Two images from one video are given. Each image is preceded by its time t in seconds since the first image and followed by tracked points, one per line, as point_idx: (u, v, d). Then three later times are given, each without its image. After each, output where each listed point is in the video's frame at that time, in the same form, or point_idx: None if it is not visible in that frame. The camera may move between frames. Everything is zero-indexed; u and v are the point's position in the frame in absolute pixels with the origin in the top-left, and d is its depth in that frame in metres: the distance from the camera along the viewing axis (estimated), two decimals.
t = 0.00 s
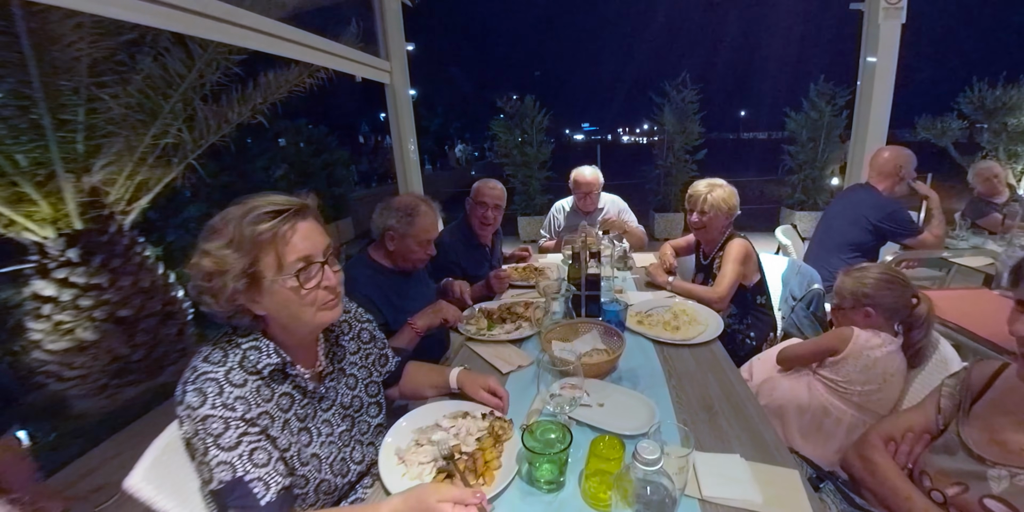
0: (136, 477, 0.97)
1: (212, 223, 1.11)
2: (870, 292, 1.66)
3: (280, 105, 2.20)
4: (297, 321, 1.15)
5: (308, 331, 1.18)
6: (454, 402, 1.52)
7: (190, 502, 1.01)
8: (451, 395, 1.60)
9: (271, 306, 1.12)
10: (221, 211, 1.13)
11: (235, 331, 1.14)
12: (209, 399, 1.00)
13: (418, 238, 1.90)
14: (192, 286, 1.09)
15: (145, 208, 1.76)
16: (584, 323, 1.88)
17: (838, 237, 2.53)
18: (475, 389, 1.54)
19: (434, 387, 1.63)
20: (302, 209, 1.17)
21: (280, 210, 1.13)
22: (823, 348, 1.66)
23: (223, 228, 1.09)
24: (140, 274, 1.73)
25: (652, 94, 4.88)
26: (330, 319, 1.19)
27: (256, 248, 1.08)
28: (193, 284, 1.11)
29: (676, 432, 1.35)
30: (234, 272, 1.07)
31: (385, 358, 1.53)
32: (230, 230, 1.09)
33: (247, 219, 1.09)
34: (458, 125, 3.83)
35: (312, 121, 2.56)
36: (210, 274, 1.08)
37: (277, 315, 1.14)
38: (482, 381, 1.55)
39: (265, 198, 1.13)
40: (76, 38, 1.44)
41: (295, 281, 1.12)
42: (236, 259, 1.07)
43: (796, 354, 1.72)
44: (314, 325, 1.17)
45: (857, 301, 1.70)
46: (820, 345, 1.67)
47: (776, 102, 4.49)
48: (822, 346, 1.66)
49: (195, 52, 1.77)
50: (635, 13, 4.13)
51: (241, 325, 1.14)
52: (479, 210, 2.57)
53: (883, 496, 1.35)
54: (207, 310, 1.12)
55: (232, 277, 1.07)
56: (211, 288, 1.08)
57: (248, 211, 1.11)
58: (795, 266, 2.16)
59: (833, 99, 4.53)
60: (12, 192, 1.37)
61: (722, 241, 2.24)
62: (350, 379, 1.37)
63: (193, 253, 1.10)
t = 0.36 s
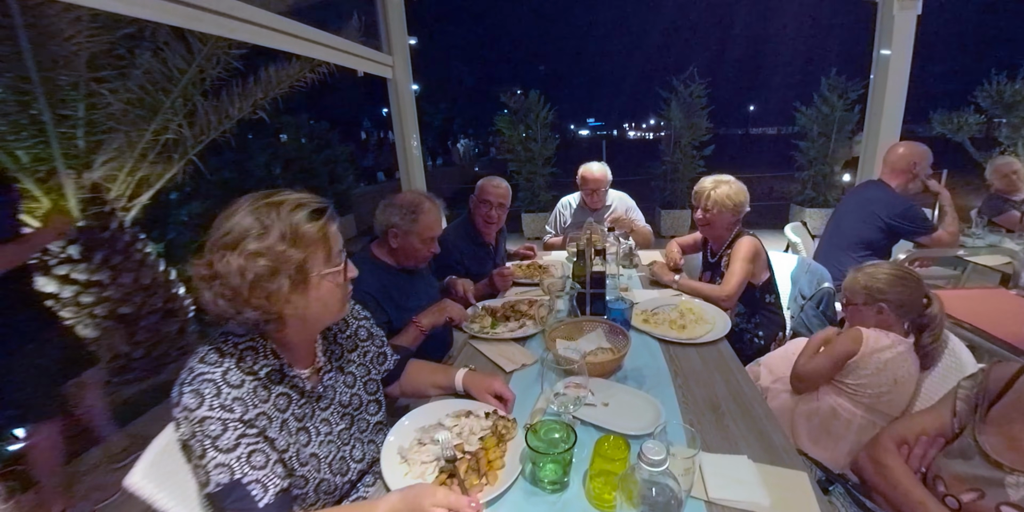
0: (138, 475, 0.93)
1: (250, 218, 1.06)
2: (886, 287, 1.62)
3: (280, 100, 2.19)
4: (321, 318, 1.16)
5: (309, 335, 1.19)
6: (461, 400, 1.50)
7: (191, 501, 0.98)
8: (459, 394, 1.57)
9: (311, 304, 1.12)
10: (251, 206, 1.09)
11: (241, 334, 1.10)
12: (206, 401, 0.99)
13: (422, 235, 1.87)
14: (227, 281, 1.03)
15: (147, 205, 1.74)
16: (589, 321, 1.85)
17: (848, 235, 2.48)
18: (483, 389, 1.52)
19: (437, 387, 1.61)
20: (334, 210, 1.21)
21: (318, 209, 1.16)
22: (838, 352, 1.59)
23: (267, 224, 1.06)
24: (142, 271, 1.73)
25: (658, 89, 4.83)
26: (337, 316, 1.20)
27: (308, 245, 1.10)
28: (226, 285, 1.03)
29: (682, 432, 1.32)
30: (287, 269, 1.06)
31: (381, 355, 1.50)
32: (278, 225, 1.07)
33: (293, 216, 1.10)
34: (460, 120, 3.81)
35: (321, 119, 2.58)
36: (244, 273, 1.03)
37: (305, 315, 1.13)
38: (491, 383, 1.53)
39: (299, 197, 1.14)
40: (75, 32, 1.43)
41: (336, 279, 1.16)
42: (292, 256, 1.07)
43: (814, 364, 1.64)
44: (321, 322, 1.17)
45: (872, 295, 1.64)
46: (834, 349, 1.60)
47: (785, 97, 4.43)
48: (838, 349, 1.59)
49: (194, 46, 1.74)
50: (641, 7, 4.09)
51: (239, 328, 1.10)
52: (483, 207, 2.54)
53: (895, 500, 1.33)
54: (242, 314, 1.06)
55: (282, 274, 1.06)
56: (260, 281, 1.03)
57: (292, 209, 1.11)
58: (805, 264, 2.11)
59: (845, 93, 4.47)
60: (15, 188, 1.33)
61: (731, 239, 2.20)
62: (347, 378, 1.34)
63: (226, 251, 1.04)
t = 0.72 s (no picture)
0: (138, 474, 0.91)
1: (284, 215, 1.05)
2: (910, 287, 1.53)
3: (281, 96, 2.15)
4: (332, 315, 1.15)
5: (314, 333, 1.17)
6: (464, 399, 1.47)
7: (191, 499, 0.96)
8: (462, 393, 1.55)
9: (335, 301, 1.13)
10: (280, 204, 1.07)
11: (251, 330, 1.08)
12: (212, 396, 0.95)
13: (425, 232, 1.85)
14: (263, 278, 1.01)
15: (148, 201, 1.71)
16: (595, 320, 1.82)
17: (861, 233, 2.43)
18: (486, 387, 1.50)
19: (440, 385, 1.58)
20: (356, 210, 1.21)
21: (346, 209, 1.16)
22: (850, 352, 1.56)
23: (302, 223, 1.06)
24: (140, 269, 1.71)
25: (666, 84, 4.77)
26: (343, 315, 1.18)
27: (340, 245, 1.10)
28: (259, 282, 1.01)
29: (688, 433, 1.29)
30: (321, 268, 1.07)
31: (383, 351, 1.45)
32: (313, 225, 1.07)
33: (326, 216, 1.10)
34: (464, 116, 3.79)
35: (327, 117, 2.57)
36: (281, 271, 1.02)
37: (326, 314, 1.13)
38: (495, 381, 1.51)
39: (327, 197, 1.14)
40: (73, 26, 1.42)
41: (359, 278, 1.17)
42: (326, 255, 1.07)
43: (825, 361, 1.61)
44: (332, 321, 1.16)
45: (894, 294, 1.56)
46: (845, 351, 1.57)
47: (795, 91, 4.35)
48: (849, 350, 1.56)
49: (194, 40, 1.75)
50: None
51: (245, 326, 1.07)
52: (487, 205, 2.51)
53: (908, 505, 1.30)
54: (272, 312, 1.04)
55: (317, 273, 1.06)
56: (298, 280, 1.03)
57: (323, 209, 1.11)
58: (815, 263, 2.07)
59: (858, 87, 4.37)
60: (9, 184, 1.33)
61: (737, 236, 2.16)
62: (351, 375, 1.31)
63: (258, 249, 1.02)
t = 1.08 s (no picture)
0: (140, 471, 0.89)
1: (286, 209, 1.03)
2: (930, 294, 1.48)
3: (283, 91, 2.14)
4: (330, 311, 1.12)
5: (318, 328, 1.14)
6: (467, 398, 1.44)
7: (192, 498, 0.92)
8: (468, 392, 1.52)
9: (338, 295, 1.10)
10: (282, 199, 1.05)
11: (256, 325, 1.05)
12: (216, 393, 0.93)
13: (427, 229, 1.82)
14: (266, 272, 0.99)
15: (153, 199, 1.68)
16: (600, 318, 1.79)
17: (872, 230, 2.39)
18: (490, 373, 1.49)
19: (443, 383, 1.56)
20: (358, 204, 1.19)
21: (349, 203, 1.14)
22: (862, 355, 1.53)
23: (305, 216, 1.03)
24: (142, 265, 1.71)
25: (673, 78, 4.70)
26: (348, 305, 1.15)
27: (342, 238, 1.08)
28: (263, 276, 0.99)
29: (694, 433, 1.26)
30: (325, 261, 1.04)
31: (383, 347, 1.44)
32: (316, 219, 1.05)
33: (329, 209, 1.07)
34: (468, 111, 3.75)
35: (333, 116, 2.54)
36: (285, 264, 1.00)
37: (330, 308, 1.11)
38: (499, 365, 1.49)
39: (329, 191, 1.11)
40: (71, 19, 1.42)
41: (362, 272, 1.15)
42: (330, 248, 1.05)
43: (836, 363, 1.58)
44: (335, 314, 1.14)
45: (912, 298, 1.51)
46: (859, 353, 1.53)
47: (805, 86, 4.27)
48: (860, 352, 1.53)
49: (193, 34, 1.71)
50: None
51: (247, 321, 1.05)
52: (491, 202, 2.49)
53: (919, 508, 1.27)
54: (276, 306, 1.02)
55: (321, 266, 1.04)
56: (303, 272, 1.01)
57: (326, 203, 1.08)
58: (825, 261, 2.03)
59: (871, 81, 4.25)
60: (8, 180, 1.31)
61: (746, 233, 2.12)
62: (354, 371, 1.29)
63: (262, 243, 0.99)
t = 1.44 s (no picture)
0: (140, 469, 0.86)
1: (299, 200, 1.01)
2: (947, 294, 1.44)
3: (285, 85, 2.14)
4: (338, 306, 1.09)
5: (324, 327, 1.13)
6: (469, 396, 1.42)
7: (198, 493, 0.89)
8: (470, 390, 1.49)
9: (348, 290, 1.07)
10: (296, 190, 1.03)
11: (271, 319, 1.02)
12: (235, 386, 0.90)
13: (428, 226, 1.79)
14: (278, 261, 0.96)
15: (147, 192, 1.73)
16: (604, 316, 1.76)
17: (886, 228, 2.34)
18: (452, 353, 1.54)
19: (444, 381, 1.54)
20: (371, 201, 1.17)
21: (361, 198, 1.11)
22: (876, 355, 1.49)
23: (317, 208, 1.01)
24: (142, 262, 1.74)
25: (681, 71, 4.64)
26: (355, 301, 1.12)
27: (353, 232, 1.05)
28: (274, 265, 0.97)
29: (700, 434, 1.23)
30: (335, 254, 1.01)
31: (388, 336, 1.41)
32: (328, 210, 1.02)
33: (342, 202, 1.05)
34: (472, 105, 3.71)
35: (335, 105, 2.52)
36: (295, 254, 0.97)
37: (339, 301, 1.08)
38: (461, 343, 1.53)
39: (342, 185, 1.09)
40: (67, 13, 1.38)
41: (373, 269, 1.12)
42: (340, 240, 1.02)
43: (847, 362, 1.55)
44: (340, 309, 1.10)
45: (929, 298, 1.48)
46: (871, 351, 1.51)
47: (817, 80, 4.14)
48: (870, 352, 1.50)
49: (193, 28, 1.71)
50: None
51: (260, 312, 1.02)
52: (494, 197, 2.45)
53: None
54: (286, 295, 0.99)
55: (329, 258, 1.01)
56: (311, 263, 0.98)
57: (340, 196, 1.06)
58: (836, 259, 1.99)
59: (885, 74, 4.17)
60: (5, 176, 1.30)
61: (758, 231, 2.08)
62: (361, 363, 1.27)
63: (274, 231, 0.98)
